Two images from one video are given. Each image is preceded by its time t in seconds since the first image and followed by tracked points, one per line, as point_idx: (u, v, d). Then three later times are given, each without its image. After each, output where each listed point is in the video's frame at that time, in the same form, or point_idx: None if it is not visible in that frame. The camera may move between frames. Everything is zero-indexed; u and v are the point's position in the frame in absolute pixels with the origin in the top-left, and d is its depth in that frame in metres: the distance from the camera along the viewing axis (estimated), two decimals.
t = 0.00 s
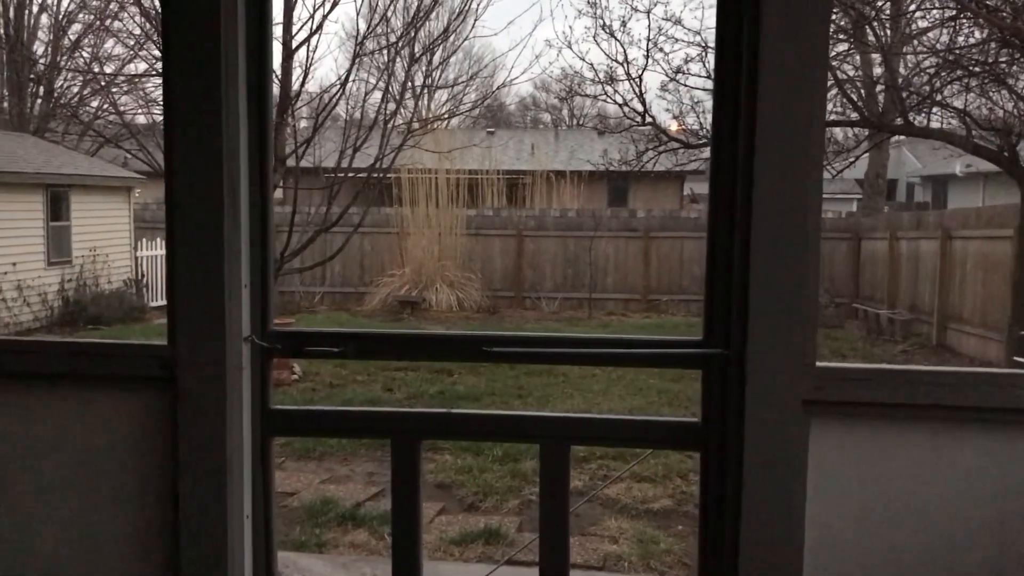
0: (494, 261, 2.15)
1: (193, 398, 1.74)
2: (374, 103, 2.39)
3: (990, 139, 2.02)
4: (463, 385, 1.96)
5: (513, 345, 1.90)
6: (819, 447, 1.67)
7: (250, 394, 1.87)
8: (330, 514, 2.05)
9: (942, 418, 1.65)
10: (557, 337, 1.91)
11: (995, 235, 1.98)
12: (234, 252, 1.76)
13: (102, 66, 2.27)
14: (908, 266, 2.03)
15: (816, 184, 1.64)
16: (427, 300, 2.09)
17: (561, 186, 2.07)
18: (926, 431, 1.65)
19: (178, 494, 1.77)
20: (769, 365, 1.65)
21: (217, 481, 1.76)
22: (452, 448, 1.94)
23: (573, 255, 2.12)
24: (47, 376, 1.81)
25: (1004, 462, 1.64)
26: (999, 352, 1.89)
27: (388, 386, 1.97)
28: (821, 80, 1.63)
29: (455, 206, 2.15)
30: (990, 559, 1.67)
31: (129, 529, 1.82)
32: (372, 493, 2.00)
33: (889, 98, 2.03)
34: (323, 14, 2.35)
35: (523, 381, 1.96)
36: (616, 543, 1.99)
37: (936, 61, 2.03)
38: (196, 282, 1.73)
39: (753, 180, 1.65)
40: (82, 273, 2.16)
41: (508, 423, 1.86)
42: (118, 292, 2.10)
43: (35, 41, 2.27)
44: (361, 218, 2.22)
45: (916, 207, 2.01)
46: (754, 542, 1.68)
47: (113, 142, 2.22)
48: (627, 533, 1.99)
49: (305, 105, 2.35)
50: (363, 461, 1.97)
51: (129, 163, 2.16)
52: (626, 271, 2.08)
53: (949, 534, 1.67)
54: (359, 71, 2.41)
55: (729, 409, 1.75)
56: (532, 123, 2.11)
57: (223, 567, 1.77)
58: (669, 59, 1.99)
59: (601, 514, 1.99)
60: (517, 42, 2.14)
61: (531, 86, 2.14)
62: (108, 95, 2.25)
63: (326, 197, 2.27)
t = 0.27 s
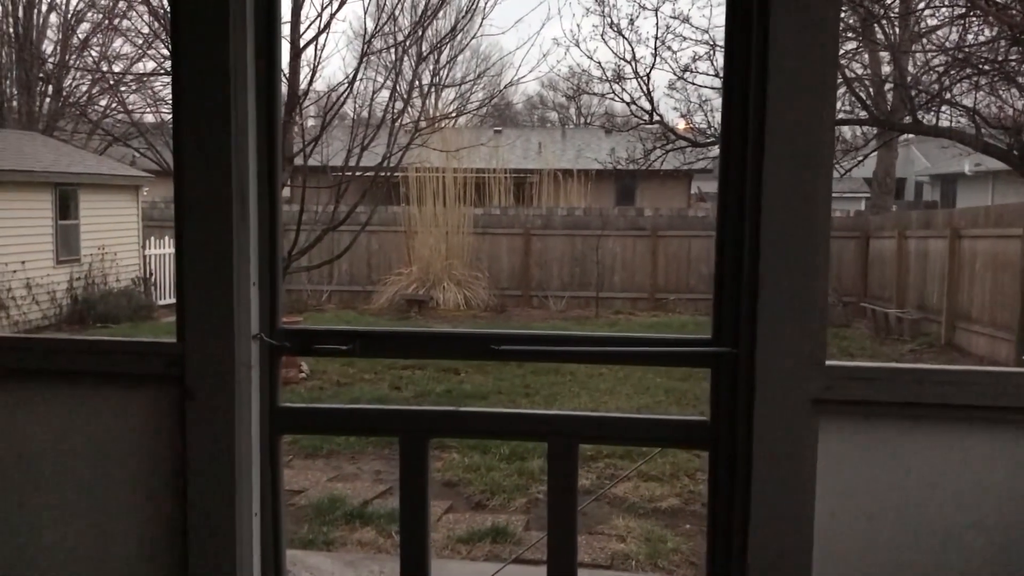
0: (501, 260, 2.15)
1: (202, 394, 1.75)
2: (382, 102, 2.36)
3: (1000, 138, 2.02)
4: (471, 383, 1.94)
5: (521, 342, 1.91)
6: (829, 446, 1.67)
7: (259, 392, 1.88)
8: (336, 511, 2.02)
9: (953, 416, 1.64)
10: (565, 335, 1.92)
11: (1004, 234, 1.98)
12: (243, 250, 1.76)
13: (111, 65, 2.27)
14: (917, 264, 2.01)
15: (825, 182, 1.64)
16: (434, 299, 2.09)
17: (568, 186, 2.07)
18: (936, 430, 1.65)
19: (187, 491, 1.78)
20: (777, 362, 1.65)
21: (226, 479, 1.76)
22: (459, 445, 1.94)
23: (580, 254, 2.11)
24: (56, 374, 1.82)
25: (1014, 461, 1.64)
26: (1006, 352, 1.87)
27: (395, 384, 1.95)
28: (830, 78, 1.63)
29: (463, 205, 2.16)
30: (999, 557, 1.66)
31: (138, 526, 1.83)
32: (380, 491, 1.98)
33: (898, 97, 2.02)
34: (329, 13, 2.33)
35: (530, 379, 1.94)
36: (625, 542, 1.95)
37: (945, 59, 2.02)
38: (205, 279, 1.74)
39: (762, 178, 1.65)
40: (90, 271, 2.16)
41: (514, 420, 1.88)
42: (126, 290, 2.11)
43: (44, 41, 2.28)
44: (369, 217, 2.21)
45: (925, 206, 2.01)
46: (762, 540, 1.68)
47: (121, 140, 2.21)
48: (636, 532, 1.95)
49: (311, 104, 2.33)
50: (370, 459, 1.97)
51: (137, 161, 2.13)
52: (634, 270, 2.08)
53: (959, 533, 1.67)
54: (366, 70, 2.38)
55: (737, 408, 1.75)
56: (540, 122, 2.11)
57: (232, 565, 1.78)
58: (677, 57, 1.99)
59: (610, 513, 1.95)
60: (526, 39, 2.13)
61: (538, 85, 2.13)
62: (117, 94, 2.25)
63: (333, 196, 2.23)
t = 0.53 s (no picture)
0: (507, 258, 2.15)
1: (211, 394, 1.75)
2: (388, 101, 2.49)
3: (1010, 137, 2.00)
4: (478, 382, 1.95)
5: (529, 342, 1.89)
6: (837, 445, 1.66)
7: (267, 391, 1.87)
8: (344, 510, 2.08)
9: (961, 417, 1.64)
10: (572, 334, 1.90)
11: (1013, 233, 1.94)
12: (251, 249, 1.76)
13: (119, 65, 2.34)
14: (924, 264, 1.98)
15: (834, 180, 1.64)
16: (440, 298, 2.09)
17: (575, 185, 2.07)
18: (945, 429, 1.64)
19: (195, 490, 1.78)
20: (786, 362, 1.65)
21: (235, 477, 1.77)
22: (464, 444, 1.94)
23: (587, 253, 2.11)
24: (65, 374, 1.82)
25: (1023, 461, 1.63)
26: (1015, 351, 1.83)
27: (402, 383, 1.96)
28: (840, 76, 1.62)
29: (469, 204, 2.16)
30: (1008, 557, 1.66)
31: (147, 525, 1.83)
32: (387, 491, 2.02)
33: (905, 95, 2.02)
34: (337, 13, 2.45)
35: (537, 378, 1.96)
36: (631, 540, 1.99)
37: (953, 57, 2.03)
38: (214, 278, 1.74)
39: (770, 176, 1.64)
40: (98, 270, 2.16)
41: (520, 421, 1.86)
42: (132, 290, 2.11)
43: (52, 40, 2.29)
44: (376, 217, 2.25)
45: (931, 205, 1.98)
46: (771, 541, 1.68)
47: (128, 139, 2.28)
48: (642, 531, 1.99)
49: (319, 103, 2.44)
50: (377, 459, 1.99)
51: (145, 160, 2.20)
52: (640, 270, 2.07)
53: (967, 533, 1.66)
54: (374, 70, 2.50)
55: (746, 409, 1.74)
56: (546, 121, 2.14)
57: (240, 563, 1.78)
58: (683, 56, 1.99)
59: (616, 512, 2.00)
60: (532, 39, 2.16)
61: (543, 85, 2.17)
62: (124, 93, 2.31)
63: (339, 197, 2.31)
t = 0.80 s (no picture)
0: (512, 257, 2.13)
1: (217, 394, 1.76)
2: (394, 100, 2.50)
3: (1016, 135, 2.00)
4: (484, 381, 1.99)
5: (536, 340, 1.88)
6: (844, 444, 1.66)
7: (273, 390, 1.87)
8: (352, 510, 2.12)
9: (969, 416, 1.64)
10: (577, 333, 1.89)
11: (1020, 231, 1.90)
12: (257, 248, 1.76)
13: (125, 65, 2.34)
14: (931, 262, 1.95)
15: (842, 176, 1.63)
16: (446, 297, 2.08)
17: (581, 184, 2.08)
18: (953, 428, 1.64)
19: (202, 489, 1.79)
20: (793, 361, 1.64)
21: (242, 477, 1.77)
22: (471, 443, 1.95)
23: (592, 252, 2.10)
24: (74, 374, 1.83)
25: None
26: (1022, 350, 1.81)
27: (407, 382, 1.99)
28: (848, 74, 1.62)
29: (475, 203, 2.16)
30: (1016, 557, 1.65)
31: (154, 524, 1.84)
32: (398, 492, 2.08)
33: (912, 94, 2.01)
34: (342, 13, 2.43)
35: (542, 377, 1.98)
36: (637, 539, 2.05)
37: (960, 55, 2.02)
38: (221, 277, 1.74)
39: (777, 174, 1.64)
40: (104, 270, 2.13)
41: (525, 420, 1.84)
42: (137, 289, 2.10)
43: (59, 40, 2.32)
44: (382, 216, 2.28)
45: (937, 204, 1.98)
46: (778, 540, 1.67)
47: (135, 139, 2.31)
48: (649, 530, 2.04)
49: (325, 103, 2.46)
50: (384, 457, 2.06)
51: (152, 160, 2.24)
52: (646, 269, 2.07)
53: (976, 532, 1.66)
54: (378, 71, 2.50)
55: (754, 409, 1.71)
56: (551, 120, 2.16)
57: (247, 563, 1.78)
58: (689, 55, 2.00)
59: (621, 511, 2.06)
60: (538, 37, 2.20)
61: (547, 84, 2.23)
62: (131, 93, 2.32)
63: (346, 194, 2.38)
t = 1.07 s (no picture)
0: (517, 256, 2.14)
1: (223, 393, 1.76)
2: (398, 99, 2.55)
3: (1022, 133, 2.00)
4: (488, 380, 1.98)
5: (541, 339, 1.88)
6: (850, 444, 1.66)
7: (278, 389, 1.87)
8: (356, 508, 2.12)
9: (975, 415, 1.63)
10: (582, 333, 1.89)
11: None
12: (263, 247, 1.77)
13: (130, 65, 2.34)
14: (936, 261, 1.94)
15: (848, 175, 1.63)
16: (450, 297, 2.08)
17: (586, 182, 2.08)
18: (960, 427, 1.64)
19: (207, 488, 1.79)
20: (798, 361, 1.64)
21: (247, 476, 1.77)
22: (475, 444, 1.93)
23: (597, 250, 2.08)
24: (80, 374, 1.84)
25: None
26: None
27: (412, 382, 1.98)
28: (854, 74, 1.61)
29: (479, 203, 2.17)
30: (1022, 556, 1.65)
31: (159, 523, 1.84)
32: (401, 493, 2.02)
33: (918, 92, 2.02)
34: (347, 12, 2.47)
35: (546, 376, 1.98)
36: (642, 539, 2.04)
37: (966, 54, 2.03)
38: (226, 276, 1.75)
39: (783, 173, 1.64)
40: (109, 270, 2.15)
41: (530, 419, 1.84)
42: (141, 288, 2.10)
43: (64, 40, 2.34)
44: (386, 216, 2.29)
45: (943, 202, 1.94)
46: (783, 540, 1.67)
47: (140, 138, 2.32)
48: (654, 530, 2.02)
49: (328, 103, 2.52)
50: (388, 458, 2.02)
51: (157, 160, 2.24)
52: (650, 268, 2.07)
53: (982, 531, 1.65)
54: (383, 69, 2.54)
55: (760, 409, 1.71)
56: (556, 119, 2.18)
57: (253, 561, 1.78)
58: (694, 54, 1.99)
59: (627, 512, 2.02)
60: (542, 36, 2.22)
61: (552, 83, 2.25)
62: (136, 93, 2.33)
63: (350, 194, 2.37)
